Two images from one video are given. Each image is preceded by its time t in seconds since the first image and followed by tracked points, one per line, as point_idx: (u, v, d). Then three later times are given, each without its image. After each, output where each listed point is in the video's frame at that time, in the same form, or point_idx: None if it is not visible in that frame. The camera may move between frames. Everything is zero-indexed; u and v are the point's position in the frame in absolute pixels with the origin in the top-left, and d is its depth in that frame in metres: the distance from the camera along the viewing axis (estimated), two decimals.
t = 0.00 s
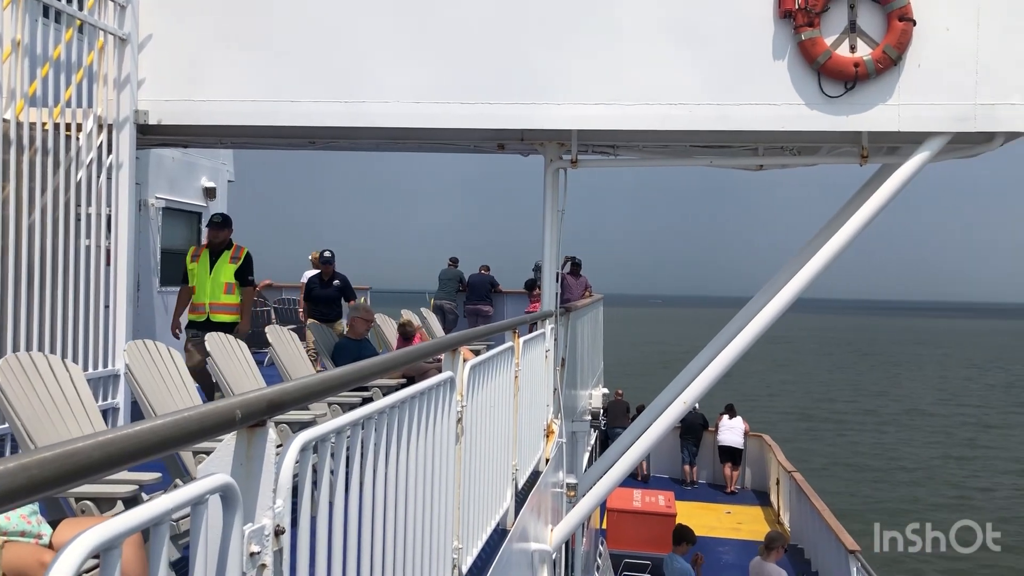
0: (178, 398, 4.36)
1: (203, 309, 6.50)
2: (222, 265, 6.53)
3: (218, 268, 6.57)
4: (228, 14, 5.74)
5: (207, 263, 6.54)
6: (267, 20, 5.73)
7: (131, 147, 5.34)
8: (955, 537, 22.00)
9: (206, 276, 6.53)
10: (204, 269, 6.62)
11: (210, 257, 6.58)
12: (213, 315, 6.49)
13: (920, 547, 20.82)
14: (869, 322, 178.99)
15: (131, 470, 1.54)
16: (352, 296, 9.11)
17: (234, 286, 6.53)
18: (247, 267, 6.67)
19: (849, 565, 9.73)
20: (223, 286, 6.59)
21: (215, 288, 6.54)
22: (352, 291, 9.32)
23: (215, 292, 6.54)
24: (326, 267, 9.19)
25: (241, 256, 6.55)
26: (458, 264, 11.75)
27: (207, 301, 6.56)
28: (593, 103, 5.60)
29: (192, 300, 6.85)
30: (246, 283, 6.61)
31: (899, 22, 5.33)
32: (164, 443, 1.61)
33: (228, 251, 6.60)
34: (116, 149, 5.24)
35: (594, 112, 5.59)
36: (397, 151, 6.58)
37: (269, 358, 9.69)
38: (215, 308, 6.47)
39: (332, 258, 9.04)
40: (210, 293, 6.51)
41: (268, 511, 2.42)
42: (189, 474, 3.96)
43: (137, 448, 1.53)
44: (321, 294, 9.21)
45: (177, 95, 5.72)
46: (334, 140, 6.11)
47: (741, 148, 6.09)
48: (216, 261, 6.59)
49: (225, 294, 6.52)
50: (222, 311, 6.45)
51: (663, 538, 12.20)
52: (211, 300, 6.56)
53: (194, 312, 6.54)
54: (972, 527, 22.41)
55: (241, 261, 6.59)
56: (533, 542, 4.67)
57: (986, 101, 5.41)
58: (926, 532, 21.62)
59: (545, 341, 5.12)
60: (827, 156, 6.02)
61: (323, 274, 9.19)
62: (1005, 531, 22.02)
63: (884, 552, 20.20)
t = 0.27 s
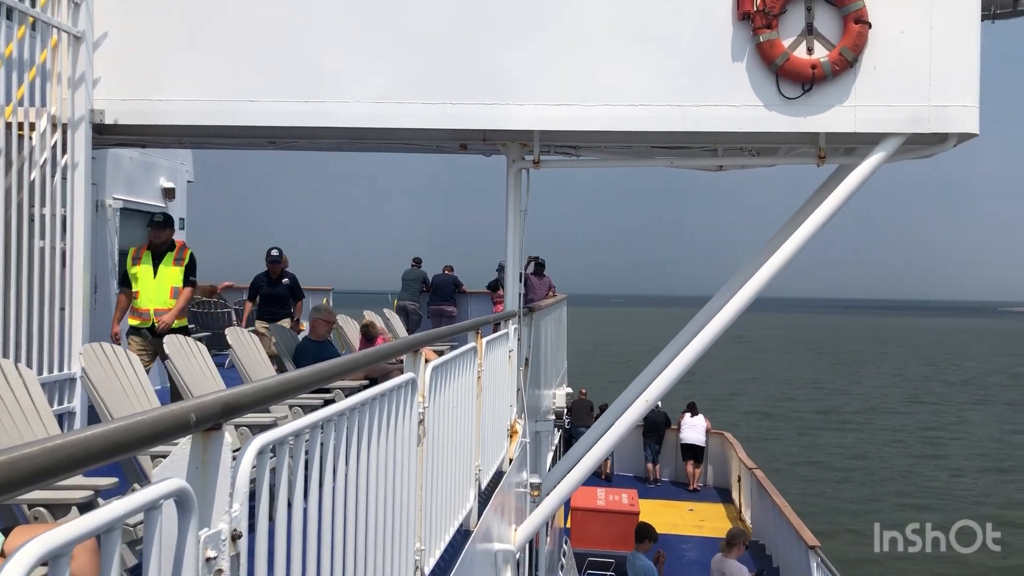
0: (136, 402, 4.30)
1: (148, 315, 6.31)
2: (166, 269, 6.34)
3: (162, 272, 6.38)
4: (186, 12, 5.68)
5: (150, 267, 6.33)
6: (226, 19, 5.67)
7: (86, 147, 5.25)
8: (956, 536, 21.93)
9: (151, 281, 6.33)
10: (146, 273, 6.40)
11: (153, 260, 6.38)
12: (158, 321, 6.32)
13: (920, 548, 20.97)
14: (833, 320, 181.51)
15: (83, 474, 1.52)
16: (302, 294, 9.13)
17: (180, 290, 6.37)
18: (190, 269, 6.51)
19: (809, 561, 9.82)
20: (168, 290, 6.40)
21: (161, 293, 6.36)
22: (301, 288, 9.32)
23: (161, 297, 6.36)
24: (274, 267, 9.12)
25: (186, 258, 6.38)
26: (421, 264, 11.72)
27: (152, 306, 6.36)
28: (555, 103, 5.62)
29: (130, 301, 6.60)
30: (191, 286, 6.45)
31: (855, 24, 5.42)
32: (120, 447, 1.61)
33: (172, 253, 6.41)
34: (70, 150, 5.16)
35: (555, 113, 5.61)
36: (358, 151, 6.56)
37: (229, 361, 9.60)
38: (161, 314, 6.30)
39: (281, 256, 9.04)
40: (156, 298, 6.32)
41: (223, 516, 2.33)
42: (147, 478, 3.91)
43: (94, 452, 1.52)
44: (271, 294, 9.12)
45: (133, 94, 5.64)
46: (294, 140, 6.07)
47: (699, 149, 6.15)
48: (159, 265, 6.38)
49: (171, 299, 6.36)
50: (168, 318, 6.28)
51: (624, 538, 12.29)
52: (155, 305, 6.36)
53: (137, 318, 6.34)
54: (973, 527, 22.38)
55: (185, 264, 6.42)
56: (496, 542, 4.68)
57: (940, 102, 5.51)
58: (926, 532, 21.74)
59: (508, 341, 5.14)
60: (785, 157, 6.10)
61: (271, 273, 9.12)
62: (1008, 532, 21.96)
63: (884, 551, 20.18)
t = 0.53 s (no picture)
0: (90, 407, 4.22)
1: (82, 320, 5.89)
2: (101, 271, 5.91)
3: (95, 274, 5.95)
4: (141, 11, 5.60)
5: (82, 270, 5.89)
6: (183, 18, 5.60)
7: (38, 147, 5.16)
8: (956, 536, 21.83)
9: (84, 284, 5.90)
10: (80, 276, 5.95)
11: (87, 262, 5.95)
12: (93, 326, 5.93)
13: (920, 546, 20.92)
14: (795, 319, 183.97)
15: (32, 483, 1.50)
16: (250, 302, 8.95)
17: (116, 292, 5.99)
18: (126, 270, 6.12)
19: (769, 559, 9.94)
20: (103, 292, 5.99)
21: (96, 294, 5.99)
22: (249, 296, 9.12)
23: (96, 300, 5.93)
24: (221, 274, 8.90)
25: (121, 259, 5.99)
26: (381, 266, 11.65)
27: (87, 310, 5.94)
28: (515, 105, 5.62)
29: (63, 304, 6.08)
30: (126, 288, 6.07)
31: (811, 28, 5.51)
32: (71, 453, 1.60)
33: (106, 254, 5.99)
34: (21, 150, 5.08)
35: (516, 114, 5.61)
36: (317, 152, 6.51)
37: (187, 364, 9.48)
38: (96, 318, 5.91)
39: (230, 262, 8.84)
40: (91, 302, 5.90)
41: (178, 522, 2.24)
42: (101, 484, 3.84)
43: (41, 460, 1.51)
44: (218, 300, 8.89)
45: (87, 94, 5.55)
46: (253, 140, 6.01)
47: (658, 151, 6.20)
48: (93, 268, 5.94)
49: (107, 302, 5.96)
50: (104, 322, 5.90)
51: (586, 536, 12.35)
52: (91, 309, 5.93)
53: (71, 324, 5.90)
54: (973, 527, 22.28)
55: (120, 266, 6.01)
56: (458, 544, 4.67)
57: (894, 105, 5.61)
58: (926, 531, 21.69)
59: (470, 343, 5.14)
60: (743, 159, 6.17)
61: (218, 279, 8.91)
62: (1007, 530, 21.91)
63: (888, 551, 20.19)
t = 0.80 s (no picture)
0: (42, 410, 4.14)
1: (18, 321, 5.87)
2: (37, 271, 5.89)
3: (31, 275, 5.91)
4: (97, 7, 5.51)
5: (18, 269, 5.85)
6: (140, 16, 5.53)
7: None
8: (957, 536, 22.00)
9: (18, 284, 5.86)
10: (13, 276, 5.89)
11: (21, 262, 5.89)
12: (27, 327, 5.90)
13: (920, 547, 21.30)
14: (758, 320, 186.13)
15: None
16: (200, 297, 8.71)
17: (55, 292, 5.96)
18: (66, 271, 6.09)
19: (729, 557, 10.05)
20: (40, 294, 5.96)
21: (32, 295, 5.91)
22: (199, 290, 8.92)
23: (33, 300, 5.90)
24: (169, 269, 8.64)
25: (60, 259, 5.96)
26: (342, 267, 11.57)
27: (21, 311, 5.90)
28: (478, 106, 5.62)
29: None
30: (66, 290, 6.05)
31: (770, 32, 5.58)
32: (20, 456, 1.57)
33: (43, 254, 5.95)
34: None
35: (478, 115, 5.61)
36: (278, 152, 6.46)
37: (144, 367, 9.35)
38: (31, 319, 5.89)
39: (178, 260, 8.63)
40: (25, 302, 5.88)
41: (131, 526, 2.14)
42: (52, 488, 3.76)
43: None
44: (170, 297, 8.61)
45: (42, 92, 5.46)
46: (212, 140, 5.96)
47: (620, 152, 6.24)
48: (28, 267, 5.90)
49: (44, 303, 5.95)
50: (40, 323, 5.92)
51: (548, 537, 12.37)
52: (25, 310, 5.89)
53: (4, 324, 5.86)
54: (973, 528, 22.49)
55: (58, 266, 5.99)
56: (420, 546, 4.66)
57: (851, 108, 5.70)
58: (926, 532, 22.10)
59: (432, 344, 5.13)
60: (703, 161, 6.23)
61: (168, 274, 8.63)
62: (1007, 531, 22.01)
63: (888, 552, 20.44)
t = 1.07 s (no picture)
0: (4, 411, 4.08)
1: None
2: None
3: None
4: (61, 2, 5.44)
5: None
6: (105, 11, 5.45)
7: None
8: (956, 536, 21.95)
9: None
10: None
11: None
12: None
13: (920, 547, 21.22)
14: (729, 319, 187.65)
15: None
16: (156, 299, 8.43)
17: None
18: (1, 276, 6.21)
19: (698, 555, 10.12)
20: None
21: None
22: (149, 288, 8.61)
23: None
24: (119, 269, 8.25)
25: None
26: (312, 265, 11.49)
27: None
28: (448, 104, 5.60)
29: None
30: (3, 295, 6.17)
31: (738, 32, 5.62)
32: None
33: None
34: None
35: (448, 113, 5.60)
36: (245, 149, 6.41)
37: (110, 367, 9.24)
38: None
39: (131, 259, 8.33)
40: None
41: (92, 526, 2.09)
42: (13, 490, 3.70)
43: None
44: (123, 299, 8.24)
45: (5, 88, 5.38)
46: (178, 136, 5.90)
47: (589, 151, 6.27)
48: None
49: None
50: None
51: (518, 536, 12.38)
52: None
53: None
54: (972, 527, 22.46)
55: None
56: (389, 545, 4.64)
57: (818, 108, 5.76)
58: (926, 531, 21.97)
59: (402, 343, 5.11)
60: (672, 160, 6.27)
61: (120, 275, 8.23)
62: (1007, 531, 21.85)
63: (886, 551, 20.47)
